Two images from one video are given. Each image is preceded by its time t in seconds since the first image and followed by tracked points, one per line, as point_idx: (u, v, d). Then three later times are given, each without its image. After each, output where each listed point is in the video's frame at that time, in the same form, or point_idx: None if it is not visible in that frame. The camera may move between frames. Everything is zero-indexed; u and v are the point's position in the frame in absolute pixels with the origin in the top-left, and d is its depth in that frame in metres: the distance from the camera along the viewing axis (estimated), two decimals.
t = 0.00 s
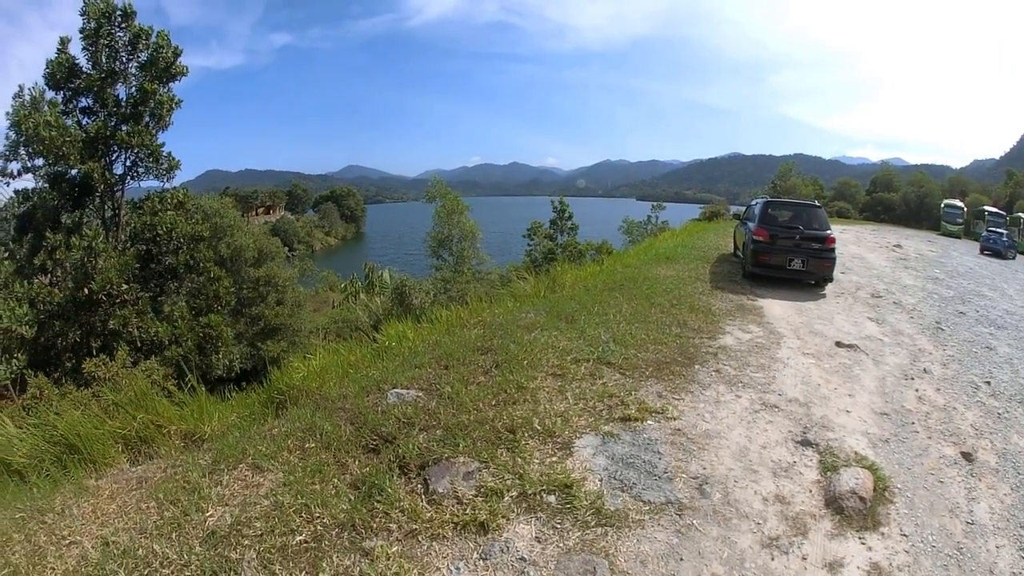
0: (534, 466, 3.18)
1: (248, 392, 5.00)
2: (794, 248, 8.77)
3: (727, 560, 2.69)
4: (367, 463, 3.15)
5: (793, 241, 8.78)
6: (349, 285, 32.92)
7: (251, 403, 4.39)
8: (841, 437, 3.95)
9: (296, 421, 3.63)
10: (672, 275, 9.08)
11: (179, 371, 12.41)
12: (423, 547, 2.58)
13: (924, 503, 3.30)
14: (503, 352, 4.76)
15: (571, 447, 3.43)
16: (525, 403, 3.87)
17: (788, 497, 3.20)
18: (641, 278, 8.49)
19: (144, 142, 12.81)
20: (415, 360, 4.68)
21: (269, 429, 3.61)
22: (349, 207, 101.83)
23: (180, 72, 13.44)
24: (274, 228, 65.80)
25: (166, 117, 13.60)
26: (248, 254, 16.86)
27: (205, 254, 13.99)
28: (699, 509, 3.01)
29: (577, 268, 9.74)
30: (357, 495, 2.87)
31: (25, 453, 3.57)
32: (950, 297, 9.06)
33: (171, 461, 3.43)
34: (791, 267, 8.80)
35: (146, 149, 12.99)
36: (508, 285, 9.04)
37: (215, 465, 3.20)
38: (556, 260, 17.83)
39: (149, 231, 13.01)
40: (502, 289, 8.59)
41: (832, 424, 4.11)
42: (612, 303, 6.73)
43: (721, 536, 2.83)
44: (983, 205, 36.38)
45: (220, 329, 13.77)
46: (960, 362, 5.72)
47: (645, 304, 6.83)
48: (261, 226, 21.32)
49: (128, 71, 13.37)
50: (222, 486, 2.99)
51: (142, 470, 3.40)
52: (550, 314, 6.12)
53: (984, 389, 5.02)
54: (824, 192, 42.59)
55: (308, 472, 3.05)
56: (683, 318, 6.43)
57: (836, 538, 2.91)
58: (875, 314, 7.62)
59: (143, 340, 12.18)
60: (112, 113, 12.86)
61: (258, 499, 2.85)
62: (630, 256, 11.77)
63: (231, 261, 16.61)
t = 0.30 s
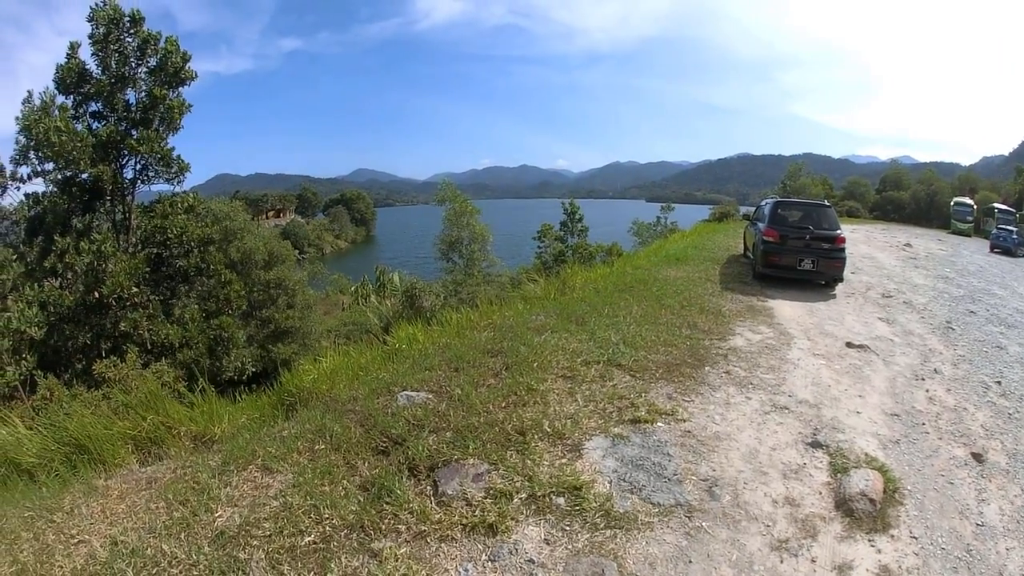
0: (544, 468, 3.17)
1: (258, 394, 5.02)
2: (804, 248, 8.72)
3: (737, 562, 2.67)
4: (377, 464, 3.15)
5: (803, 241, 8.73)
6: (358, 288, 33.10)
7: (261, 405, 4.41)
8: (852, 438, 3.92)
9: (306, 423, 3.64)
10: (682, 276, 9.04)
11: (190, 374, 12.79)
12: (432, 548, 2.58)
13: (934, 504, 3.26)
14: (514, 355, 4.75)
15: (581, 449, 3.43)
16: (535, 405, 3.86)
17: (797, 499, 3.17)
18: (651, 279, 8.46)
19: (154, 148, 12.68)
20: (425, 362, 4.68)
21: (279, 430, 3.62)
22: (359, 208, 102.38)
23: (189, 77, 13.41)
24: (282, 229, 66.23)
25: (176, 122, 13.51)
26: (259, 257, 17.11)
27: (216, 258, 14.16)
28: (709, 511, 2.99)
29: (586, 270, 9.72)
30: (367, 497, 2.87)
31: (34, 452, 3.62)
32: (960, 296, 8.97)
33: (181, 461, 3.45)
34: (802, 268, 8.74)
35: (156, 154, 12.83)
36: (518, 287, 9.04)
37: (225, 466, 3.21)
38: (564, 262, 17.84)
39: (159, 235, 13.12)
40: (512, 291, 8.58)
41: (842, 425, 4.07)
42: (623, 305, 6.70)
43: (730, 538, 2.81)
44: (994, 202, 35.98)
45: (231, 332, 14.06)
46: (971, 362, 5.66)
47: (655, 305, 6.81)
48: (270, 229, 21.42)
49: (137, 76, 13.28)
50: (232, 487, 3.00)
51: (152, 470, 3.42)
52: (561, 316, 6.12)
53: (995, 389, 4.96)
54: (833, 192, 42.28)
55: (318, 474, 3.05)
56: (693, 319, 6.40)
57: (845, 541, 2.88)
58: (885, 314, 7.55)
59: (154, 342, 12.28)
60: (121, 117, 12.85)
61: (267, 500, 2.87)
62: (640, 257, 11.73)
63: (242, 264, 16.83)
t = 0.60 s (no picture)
0: (554, 469, 3.16)
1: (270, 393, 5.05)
2: (816, 249, 8.65)
3: (746, 565, 2.65)
4: (387, 464, 3.16)
5: (814, 242, 8.66)
6: (369, 288, 33.26)
7: (273, 404, 4.43)
8: (863, 441, 3.88)
9: (317, 422, 3.65)
10: (694, 276, 9.00)
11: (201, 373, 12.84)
12: (442, 548, 2.58)
13: (944, 509, 3.22)
14: (526, 355, 4.74)
15: (592, 450, 3.42)
16: (547, 406, 3.85)
17: (808, 502, 3.14)
18: (662, 280, 8.43)
19: (166, 148, 12.74)
20: (437, 362, 4.69)
21: (290, 429, 3.63)
22: (369, 209, 102.87)
23: (200, 79, 13.41)
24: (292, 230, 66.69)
25: (187, 123, 13.56)
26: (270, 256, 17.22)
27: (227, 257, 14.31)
28: (719, 513, 2.97)
29: (597, 271, 9.70)
30: (377, 496, 2.88)
31: (45, 450, 3.66)
32: (973, 297, 8.87)
33: (192, 459, 3.47)
34: (813, 268, 8.68)
35: (168, 154, 12.92)
36: (529, 287, 9.05)
37: (235, 465, 3.23)
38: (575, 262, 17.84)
39: (170, 236, 13.28)
40: (523, 292, 8.57)
41: (853, 428, 4.04)
42: (635, 305, 6.69)
43: (740, 541, 2.79)
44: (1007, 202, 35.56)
45: (242, 331, 14.16)
46: (983, 364, 5.59)
47: (667, 306, 6.78)
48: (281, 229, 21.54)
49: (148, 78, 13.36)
50: (243, 485, 3.02)
51: (163, 468, 3.45)
52: (573, 316, 6.11)
53: (1006, 391, 4.90)
54: (845, 192, 41.92)
55: (329, 473, 3.07)
56: (705, 320, 6.37)
57: (856, 545, 2.85)
58: (897, 315, 7.48)
59: (166, 342, 12.39)
60: (133, 119, 12.98)
61: (277, 498, 2.88)
62: (651, 258, 11.69)
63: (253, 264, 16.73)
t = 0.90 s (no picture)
0: (566, 474, 3.15)
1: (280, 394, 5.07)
2: (830, 254, 8.59)
3: (755, 573, 2.63)
4: (398, 466, 3.16)
5: (828, 247, 8.60)
6: (382, 291, 33.46)
7: (285, 404, 4.45)
8: (874, 449, 3.84)
9: (329, 424, 3.66)
10: (707, 282, 8.96)
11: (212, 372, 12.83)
12: (450, 551, 2.58)
13: (954, 518, 3.17)
14: (538, 360, 4.73)
15: (604, 456, 3.40)
16: (558, 410, 3.85)
17: (819, 510, 3.11)
18: (676, 285, 8.39)
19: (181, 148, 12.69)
20: (449, 365, 4.70)
21: (301, 431, 3.65)
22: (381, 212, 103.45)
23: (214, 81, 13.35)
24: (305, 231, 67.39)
25: (202, 124, 13.50)
26: (284, 258, 17.41)
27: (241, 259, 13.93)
28: (730, 520, 2.95)
29: (610, 275, 9.67)
30: (387, 498, 2.88)
31: (56, 446, 3.70)
32: (987, 304, 8.75)
33: (203, 458, 3.49)
34: (827, 274, 8.61)
35: (183, 155, 12.90)
36: (542, 291, 9.06)
37: (246, 464, 3.25)
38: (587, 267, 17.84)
39: (185, 237, 12.94)
40: (537, 296, 8.55)
41: (865, 436, 3.99)
42: (648, 310, 6.66)
43: (750, 548, 2.77)
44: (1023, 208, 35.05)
45: (255, 333, 13.89)
46: (997, 372, 5.51)
47: (680, 311, 6.74)
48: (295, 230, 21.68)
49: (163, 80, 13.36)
50: (253, 485, 3.03)
51: (173, 466, 3.47)
52: (586, 321, 6.10)
53: (1021, 399, 4.82)
54: (859, 197, 41.51)
55: (340, 474, 3.07)
56: (718, 325, 6.33)
57: (865, 554, 2.82)
58: (910, 321, 7.39)
59: (178, 341, 12.41)
60: (147, 120, 12.97)
61: (287, 498, 2.89)
62: (664, 262, 11.66)
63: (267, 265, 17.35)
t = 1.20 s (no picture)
0: (578, 478, 3.14)
1: (293, 393, 5.11)
2: (844, 258, 8.52)
3: None
4: (411, 467, 3.16)
5: (843, 251, 8.54)
6: (396, 293, 33.66)
7: (299, 404, 4.47)
8: (887, 456, 3.79)
9: (342, 424, 3.67)
10: (720, 286, 8.92)
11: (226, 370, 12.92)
12: (461, 553, 2.58)
13: (966, 528, 3.13)
14: (553, 363, 4.73)
15: (617, 460, 3.39)
16: (572, 414, 3.84)
17: (830, 518, 3.08)
18: (690, 289, 8.34)
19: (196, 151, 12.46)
20: (463, 367, 4.71)
21: (314, 431, 3.66)
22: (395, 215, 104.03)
23: (230, 82, 13.20)
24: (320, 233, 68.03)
25: (218, 125, 13.28)
26: (298, 259, 17.57)
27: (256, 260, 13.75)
28: (742, 526, 2.92)
29: (625, 278, 9.65)
30: (399, 499, 2.88)
31: (68, 440, 3.73)
32: (1003, 310, 8.63)
33: (214, 456, 3.51)
34: (841, 278, 8.54)
35: (198, 158, 12.68)
36: (556, 294, 9.08)
37: (258, 463, 3.27)
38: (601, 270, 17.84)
39: (200, 235, 12.81)
40: (550, 298, 8.57)
41: (877, 443, 3.95)
42: (662, 314, 6.63)
43: (761, 556, 2.74)
44: None
45: (269, 332, 13.84)
46: (1011, 378, 5.42)
47: (694, 315, 6.71)
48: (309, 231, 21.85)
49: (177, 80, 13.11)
50: (264, 484, 3.05)
51: (185, 463, 3.49)
52: (599, 324, 6.09)
53: None
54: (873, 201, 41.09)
55: (351, 474, 3.08)
56: (731, 330, 6.30)
57: (876, 563, 2.78)
58: (924, 327, 7.32)
59: (193, 340, 12.37)
60: (162, 121, 12.80)
61: (298, 497, 2.90)
62: (678, 266, 11.63)
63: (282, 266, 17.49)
